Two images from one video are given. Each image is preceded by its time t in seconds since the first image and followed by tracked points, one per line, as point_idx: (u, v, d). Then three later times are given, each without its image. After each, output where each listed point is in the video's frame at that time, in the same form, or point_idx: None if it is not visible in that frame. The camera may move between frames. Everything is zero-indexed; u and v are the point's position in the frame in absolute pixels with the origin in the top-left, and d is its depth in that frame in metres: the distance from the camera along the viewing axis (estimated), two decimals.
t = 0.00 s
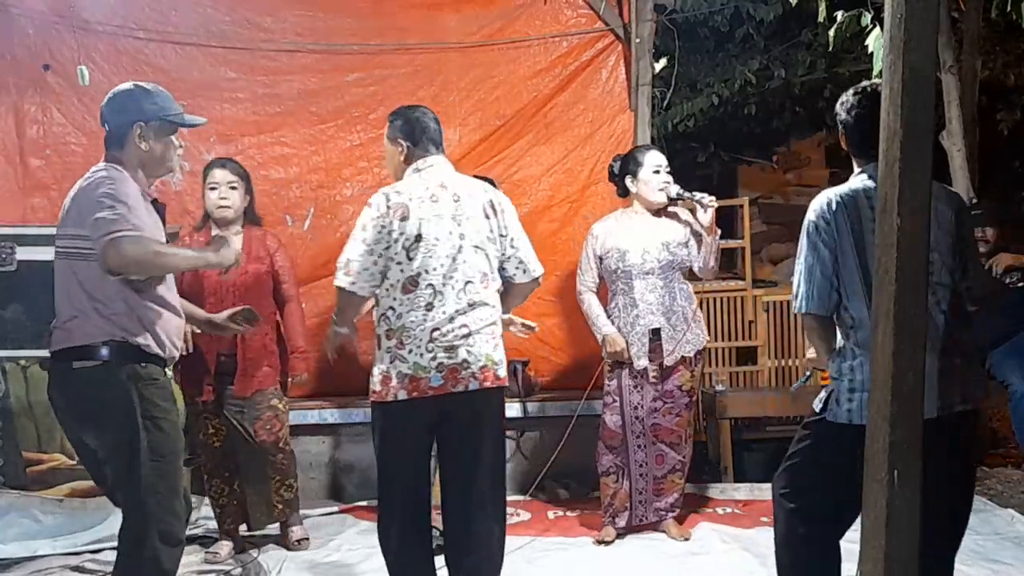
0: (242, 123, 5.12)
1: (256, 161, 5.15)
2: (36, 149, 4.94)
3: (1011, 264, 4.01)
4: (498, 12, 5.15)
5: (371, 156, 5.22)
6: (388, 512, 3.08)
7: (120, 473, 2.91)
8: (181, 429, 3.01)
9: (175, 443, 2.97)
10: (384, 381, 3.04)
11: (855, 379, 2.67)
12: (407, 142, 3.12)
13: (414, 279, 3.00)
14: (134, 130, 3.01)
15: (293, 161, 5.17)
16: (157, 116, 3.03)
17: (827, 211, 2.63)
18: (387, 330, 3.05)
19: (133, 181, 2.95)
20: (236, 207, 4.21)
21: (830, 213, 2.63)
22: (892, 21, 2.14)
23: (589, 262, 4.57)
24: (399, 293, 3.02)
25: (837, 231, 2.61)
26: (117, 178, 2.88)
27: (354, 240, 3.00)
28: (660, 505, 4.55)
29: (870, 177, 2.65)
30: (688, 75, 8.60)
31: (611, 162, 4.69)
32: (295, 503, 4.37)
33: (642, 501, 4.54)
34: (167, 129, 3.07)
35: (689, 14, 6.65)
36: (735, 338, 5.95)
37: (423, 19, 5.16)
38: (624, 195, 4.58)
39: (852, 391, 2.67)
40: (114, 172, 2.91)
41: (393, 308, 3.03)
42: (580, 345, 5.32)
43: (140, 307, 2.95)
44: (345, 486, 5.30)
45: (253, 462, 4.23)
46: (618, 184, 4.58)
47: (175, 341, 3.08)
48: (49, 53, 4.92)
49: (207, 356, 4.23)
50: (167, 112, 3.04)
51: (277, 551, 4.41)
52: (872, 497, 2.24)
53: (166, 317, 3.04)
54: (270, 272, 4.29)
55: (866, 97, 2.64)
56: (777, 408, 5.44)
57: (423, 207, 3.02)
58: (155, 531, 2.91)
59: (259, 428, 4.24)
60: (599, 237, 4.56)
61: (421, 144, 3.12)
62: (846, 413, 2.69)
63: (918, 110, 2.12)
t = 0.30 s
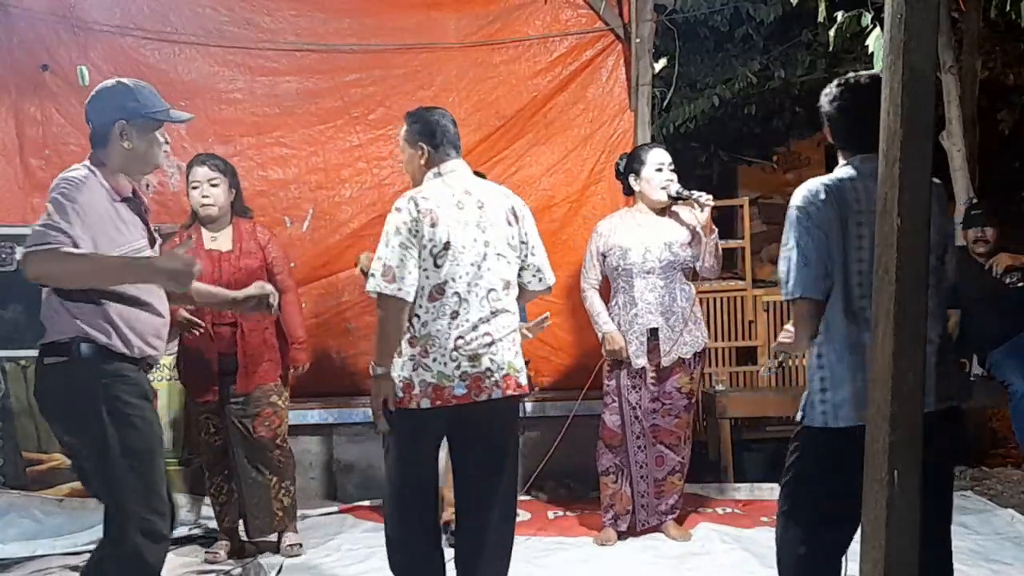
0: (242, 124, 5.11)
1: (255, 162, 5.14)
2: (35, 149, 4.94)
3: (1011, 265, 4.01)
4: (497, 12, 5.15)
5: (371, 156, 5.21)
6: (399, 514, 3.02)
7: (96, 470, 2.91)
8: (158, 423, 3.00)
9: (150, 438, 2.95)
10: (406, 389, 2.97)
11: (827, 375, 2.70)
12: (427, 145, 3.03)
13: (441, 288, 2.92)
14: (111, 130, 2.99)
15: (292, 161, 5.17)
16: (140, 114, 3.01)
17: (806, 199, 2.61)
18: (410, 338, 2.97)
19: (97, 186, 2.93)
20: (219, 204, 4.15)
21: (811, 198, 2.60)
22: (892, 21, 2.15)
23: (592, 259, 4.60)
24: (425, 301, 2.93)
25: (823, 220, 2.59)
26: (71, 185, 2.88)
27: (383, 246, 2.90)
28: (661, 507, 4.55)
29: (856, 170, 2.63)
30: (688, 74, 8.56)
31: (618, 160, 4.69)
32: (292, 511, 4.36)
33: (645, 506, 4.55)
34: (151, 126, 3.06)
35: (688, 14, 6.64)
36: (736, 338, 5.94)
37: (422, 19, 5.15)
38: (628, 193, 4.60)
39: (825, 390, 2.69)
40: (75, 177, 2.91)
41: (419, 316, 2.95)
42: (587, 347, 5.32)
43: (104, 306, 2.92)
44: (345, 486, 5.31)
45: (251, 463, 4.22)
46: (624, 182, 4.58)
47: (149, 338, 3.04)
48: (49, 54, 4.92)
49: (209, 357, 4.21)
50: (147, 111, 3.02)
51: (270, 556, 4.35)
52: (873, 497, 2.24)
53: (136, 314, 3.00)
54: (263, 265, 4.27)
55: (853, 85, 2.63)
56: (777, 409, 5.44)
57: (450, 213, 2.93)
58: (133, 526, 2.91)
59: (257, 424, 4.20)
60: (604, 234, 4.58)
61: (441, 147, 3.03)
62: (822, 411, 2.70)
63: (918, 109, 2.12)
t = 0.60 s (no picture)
0: (240, 124, 5.10)
1: (254, 162, 5.13)
2: (34, 149, 4.93)
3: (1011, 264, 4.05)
4: (497, 12, 5.15)
5: (370, 157, 5.22)
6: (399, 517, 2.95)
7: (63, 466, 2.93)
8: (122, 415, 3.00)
9: (116, 433, 2.96)
10: (413, 385, 2.88)
11: (762, 371, 2.79)
12: (431, 141, 2.95)
13: (452, 285, 2.86)
14: (96, 127, 2.99)
15: (290, 162, 5.17)
16: (129, 112, 3.01)
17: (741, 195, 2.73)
18: (421, 334, 2.89)
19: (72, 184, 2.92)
20: (226, 206, 4.12)
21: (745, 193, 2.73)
22: (892, 21, 2.14)
23: (584, 255, 4.59)
24: (436, 298, 2.86)
25: (755, 216, 2.70)
26: (44, 183, 2.88)
27: (394, 244, 2.80)
28: (659, 507, 4.57)
29: (804, 162, 2.71)
30: (688, 75, 8.60)
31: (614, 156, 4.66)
32: (295, 515, 4.38)
33: (642, 507, 4.55)
34: (140, 124, 3.06)
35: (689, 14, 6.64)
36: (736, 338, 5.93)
37: (422, 19, 5.15)
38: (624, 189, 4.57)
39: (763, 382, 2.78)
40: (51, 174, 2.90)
41: (429, 313, 2.87)
42: (580, 347, 5.32)
43: (69, 303, 2.91)
44: (344, 486, 5.31)
45: (255, 463, 4.25)
46: (619, 179, 4.56)
47: (119, 338, 3.01)
48: (49, 54, 4.91)
49: (217, 357, 4.17)
50: (135, 108, 3.02)
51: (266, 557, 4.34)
52: (873, 497, 2.24)
53: (107, 315, 2.99)
54: (274, 262, 4.23)
55: (801, 81, 2.70)
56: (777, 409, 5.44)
57: (461, 210, 2.88)
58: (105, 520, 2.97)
59: (268, 426, 4.25)
60: (598, 230, 4.57)
61: (444, 143, 2.97)
62: (758, 406, 2.78)
63: (918, 108, 2.12)
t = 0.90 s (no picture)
0: (239, 124, 5.10)
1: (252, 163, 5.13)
2: (34, 149, 4.93)
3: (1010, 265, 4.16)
4: (498, 12, 5.16)
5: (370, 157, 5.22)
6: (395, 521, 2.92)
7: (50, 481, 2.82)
8: (100, 420, 2.91)
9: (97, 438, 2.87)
10: (406, 389, 2.86)
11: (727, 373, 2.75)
12: (404, 140, 2.94)
13: (439, 286, 2.85)
14: (80, 134, 2.92)
15: (288, 162, 5.16)
16: (115, 121, 2.96)
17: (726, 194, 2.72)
18: (410, 336, 2.86)
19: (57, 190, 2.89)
20: (249, 212, 4.17)
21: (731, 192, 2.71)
22: (892, 21, 2.15)
23: (574, 256, 4.56)
24: (424, 299, 2.84)
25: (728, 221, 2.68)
26: (29, 186, 2.85)
27: (376, 246, 2.78)
28: (658, 507, 4.56)
29: (786, 166, 2.62)
30: (688, 74, 8.61)
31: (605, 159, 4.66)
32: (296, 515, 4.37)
33: (640, 506, 4.55)
34: (126, 132, 3.00)
35: (689, 14, 6.60)
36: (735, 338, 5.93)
37: (422, 19, 5.15)
38: (615, 192, 4.56)
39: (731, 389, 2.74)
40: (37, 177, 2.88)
41: (418, 314, 2.85)
42: (564, 346, 5.33)
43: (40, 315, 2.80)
44: (345, 486, 5.33)
45: (259, 464, 4.22)
46: (612, 182, 4.56)
47: (94, 351, 2.90)
48: (47, 54, 4.91)
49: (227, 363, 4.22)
50: (121, 117, 2.97)
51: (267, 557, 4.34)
52: (873, 496, 2.24)
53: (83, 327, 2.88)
54: (287, 271, 4.24)
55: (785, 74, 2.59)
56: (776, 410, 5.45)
57: (442, 210, 2.87)
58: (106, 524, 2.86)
59: (274, 427, 4.23)
60: (588, 232, 4.55)
61: (416, 142, 2.96)
62: (725, 406, 2.75)
63: (919, 109, 2.12)
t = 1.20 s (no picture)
0: (237, 124, 5.11)
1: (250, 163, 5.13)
2: (32, 149, 4.94)
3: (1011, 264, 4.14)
4: (497, 12, 5.16)
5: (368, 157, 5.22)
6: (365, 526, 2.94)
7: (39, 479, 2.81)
8: (89, 416, 2.91)
9: (86, 435, 2.87)
10: (366, 396, 2.87)
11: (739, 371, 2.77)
12: (373, 143, 2.94)
13: (404, 291, 2.84)
14: (78, 130, 2.92)
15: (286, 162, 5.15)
16: (113, 117, 2.96)
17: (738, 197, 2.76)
18: (371, 342, 2.87)
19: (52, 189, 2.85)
20: (260, 206, 4.19)
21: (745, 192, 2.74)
22: (892, 20, 2.14)
23: (570, 257, 4.53)
24: (388, 305, 2.84)
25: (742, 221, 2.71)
26: (21, 183, 2.79)
27: (341, 252, 2.77)
28: (657, 509, 4.56)
29: (803, 164, 2.65)
30: (688, 74, 8.56)
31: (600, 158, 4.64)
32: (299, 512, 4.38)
33: (642, 510, 4.55)
34: (122, 130, 3.00)
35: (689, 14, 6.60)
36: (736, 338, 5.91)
37: (421, 19, 5.16)
38: (609, 191, 4.55)
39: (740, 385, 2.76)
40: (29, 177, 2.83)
41: (381, 320, 2.85)
42: (564, 348, 5.35)
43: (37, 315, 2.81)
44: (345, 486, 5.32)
45: (260, 464, 4.22)
46: (606, 181, 4.54)
47: (87, 350, 2.88)
48: (45, 54, 4.92)
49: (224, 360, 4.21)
50: (119, 114, 2.98)
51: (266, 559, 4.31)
52: (873, 496, 2.24)
53: (75, 324, 2.86)
54: (290, 270, 4.23)
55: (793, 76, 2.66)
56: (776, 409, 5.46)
57: (410, 213, 2.85)
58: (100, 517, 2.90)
59: (274, 424, 4.22)
60: (583, 233, 4.53)
61: (386, 143, 2.95)
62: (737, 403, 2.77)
63: (919, 109, 2.12)
